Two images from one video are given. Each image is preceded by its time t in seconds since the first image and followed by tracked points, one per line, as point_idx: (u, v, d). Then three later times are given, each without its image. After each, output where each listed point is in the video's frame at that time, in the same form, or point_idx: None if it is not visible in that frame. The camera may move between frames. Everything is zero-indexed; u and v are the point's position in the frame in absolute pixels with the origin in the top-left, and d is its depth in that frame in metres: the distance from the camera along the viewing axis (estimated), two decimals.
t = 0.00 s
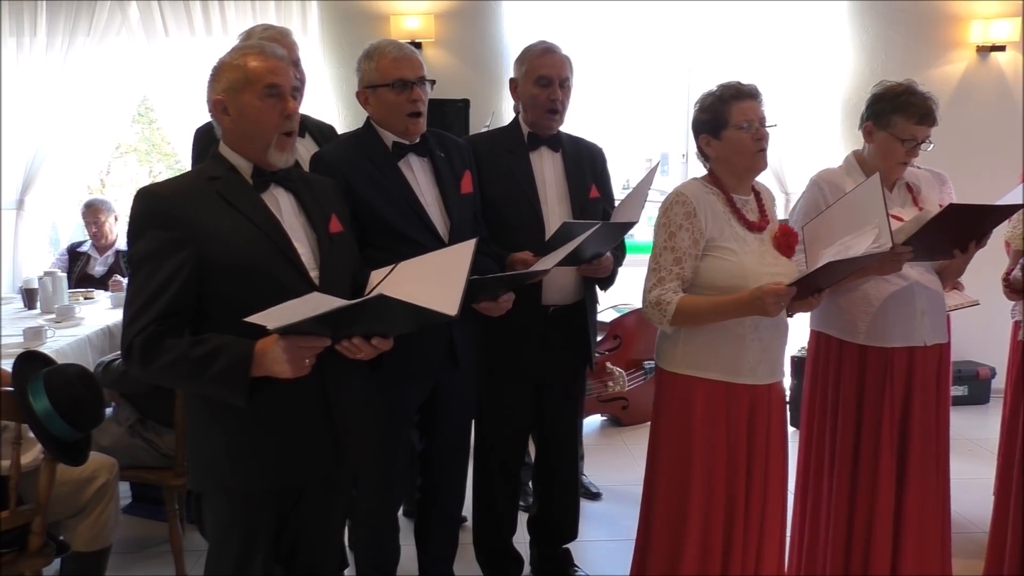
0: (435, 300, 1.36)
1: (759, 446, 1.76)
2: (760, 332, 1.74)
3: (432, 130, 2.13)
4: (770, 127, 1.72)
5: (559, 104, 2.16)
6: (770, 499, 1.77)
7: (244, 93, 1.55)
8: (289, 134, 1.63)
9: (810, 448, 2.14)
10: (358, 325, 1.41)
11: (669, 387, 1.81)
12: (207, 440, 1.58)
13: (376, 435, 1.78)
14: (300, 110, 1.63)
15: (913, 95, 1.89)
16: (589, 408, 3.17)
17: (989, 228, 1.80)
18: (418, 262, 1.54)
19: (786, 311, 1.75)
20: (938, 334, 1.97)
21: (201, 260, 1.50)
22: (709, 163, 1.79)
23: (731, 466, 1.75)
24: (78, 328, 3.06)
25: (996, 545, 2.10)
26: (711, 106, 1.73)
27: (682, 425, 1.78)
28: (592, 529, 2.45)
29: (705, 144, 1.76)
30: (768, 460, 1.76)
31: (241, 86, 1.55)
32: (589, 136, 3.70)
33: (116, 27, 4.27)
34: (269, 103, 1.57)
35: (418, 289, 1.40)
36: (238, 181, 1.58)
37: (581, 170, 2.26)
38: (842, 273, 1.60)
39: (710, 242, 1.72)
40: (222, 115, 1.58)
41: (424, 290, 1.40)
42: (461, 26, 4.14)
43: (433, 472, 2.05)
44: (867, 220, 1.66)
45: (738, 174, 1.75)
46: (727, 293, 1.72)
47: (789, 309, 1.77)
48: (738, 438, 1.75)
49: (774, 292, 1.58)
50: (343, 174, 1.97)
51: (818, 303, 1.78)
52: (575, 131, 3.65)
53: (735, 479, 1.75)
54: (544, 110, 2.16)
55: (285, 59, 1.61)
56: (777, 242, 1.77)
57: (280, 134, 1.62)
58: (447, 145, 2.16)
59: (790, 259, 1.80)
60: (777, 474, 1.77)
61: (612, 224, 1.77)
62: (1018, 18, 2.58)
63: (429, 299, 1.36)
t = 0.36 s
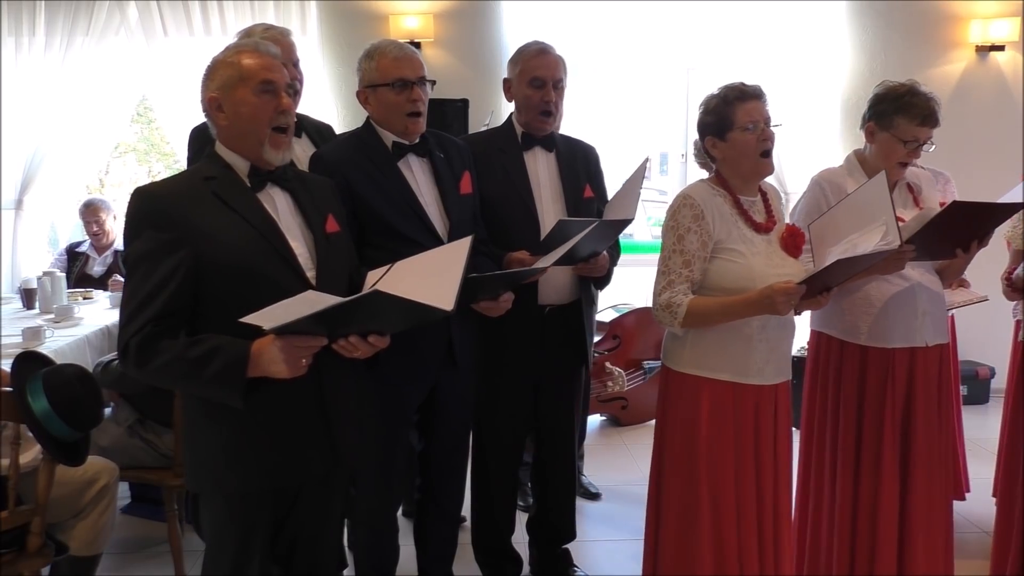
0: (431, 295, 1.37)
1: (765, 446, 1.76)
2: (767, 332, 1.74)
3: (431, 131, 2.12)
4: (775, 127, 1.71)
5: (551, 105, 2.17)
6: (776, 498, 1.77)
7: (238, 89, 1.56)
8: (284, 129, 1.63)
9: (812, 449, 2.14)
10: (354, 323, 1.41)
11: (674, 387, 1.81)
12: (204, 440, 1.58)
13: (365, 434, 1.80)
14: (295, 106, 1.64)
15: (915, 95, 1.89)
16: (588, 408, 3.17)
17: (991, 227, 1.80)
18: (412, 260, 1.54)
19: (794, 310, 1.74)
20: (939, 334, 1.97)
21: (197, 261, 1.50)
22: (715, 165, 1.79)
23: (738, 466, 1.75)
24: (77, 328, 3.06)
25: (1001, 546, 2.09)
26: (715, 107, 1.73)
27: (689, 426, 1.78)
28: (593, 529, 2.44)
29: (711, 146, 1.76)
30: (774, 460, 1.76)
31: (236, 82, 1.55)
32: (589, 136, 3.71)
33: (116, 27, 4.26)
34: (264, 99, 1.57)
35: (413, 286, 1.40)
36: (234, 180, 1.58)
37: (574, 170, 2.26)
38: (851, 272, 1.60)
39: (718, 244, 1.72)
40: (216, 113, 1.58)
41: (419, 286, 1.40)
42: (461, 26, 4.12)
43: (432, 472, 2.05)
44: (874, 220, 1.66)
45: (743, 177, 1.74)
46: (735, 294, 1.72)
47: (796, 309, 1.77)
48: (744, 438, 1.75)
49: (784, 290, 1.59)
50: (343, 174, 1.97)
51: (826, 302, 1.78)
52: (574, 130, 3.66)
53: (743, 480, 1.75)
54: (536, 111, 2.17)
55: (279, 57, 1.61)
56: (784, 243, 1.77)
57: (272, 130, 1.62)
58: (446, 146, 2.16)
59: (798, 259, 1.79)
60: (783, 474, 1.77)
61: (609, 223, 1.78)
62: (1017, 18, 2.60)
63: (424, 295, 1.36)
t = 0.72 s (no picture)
0: (431, 296, 1.37)
1: (769, 447, 1.76)
2: (772, 334, 1.74)
3: (431, 131, 2.12)
4: (781, 127, 1.71)
5: (546, 105, 2.16)
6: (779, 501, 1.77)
7: (235, 90, 1.56)
8: (281, 130, 1.63)
9: (813, 450, 2.14)
10: (355, 323, 1.41)
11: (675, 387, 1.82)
12: (205, 440, 1.58)
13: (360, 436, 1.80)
14: (292, 108, 1.64)
15: (916, 93, 1.88)
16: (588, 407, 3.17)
17: (992, 228, 1.81)
18: (411, 261, 1.55)
19: (799, 312, 1.74)
20: (941, 335, 1.97)
21: (196, 261, 1.50)
22: (720, 166, 1.79)
23: (742, 468, 1.75)
24: (78, 328, 3.06)
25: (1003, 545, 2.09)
26: (721, 107, 1.72)
27: (693, 427, 1.78)
28: (594, 528, 2.45)
29: (716, 147, 1.75)
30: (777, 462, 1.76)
31: (233, 83, 1.55)
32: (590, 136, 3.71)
33: (115, 26, 4.15)
34: (260, 100, 1.57)
35: (412, 286, 1.41)
36: (234, 180, 1.58)
37: (571, 170, 2.27)
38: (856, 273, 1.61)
39: (722, 244, 1.72)
40: (214, 114, 1.58)
41: (418, 286, 1.41)
42: (460, 26, 4.15)
43: (433, 472, 2.04)
44: (878, 218, 1.66)
45: (749, 177, 1.75)
46: (739, 294, 1.72)
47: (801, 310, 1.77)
48: (747, 439, 1.75)
49: (788, 291, 1.59)
50: (342, 174, 1.96)
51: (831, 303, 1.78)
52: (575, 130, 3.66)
53: (747, 481, 1.75)
54: (532, 110, 2.17)
55: (276, 57, 1.61)
56: (789, 243, 1.77)
57: (269, 131, 1.62)
58: (446, 146, 2.16)
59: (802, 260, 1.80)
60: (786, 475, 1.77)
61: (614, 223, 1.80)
62: (1017, 18, 2.61)
63: (421, 295, 1.36)
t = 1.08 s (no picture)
0: (432, 297, 1.38)
1: (771, 449, 1.76)
2: (773, 338, 1.74)
3: (431, 132, 2.13)
4: (779, 129, 1.70)
5: (551, 103, 2.17)
6: (779, 504, 1.76)
7: (235, 90, 1.56)
8: (282, 128, 1.62)
9: (812, 450, 2.14)
10: (356, 324, 1.42)
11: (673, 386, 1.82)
12: (204, 439, 1.58)
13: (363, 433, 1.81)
14: (292, 105, 1.63)
15: (916, 96, 1.88)
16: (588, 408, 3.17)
17: (988, 232, 1.80)
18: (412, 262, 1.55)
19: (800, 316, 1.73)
20: (939, 336, 1.97)
21: (198, 261, 1.50)
22: (720, 167, 1.79)
23: (743, 470, 1.75)
24: (78, 328, 3.06)
25: (999, 547, 2.08)
26: (719, 110, 1.73)
27: (694, 428, 1.78)
28: (594, 528, 2.44)
29: (715, 148, 1.76)
30: (778, 463, 1.76)
31: (233, 83, 1.56)
32: (590, 136, 3.71)
33: (116, 26, 4.31)
34: (261, 99, 1.57)
35: (412, 286, 1.42)
36: (236, 179, 1.58)
37: (572, 170, 2.26)
38: (854, 282, 1.61)
39: (721, 248, 1.72)
40: (215, 115, 1.58)
41: (417, 286, 1.42)
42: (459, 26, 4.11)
43: (432, 473, 2.04)
44: (878, 224, 1.66)
45: (747, 180, 1.74)
46: (739, 299, 1.71)
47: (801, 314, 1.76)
48: (749, 441, 1.75)
49: (786, 302, 1.59)
50: (342, 176, 1.96)
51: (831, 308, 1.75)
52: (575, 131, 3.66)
53: (750, 482, 1.75)
54: (535, 108, 2.16)
55: (276, 58, 1.61)
56: (789, 246, 1.77)
57: (269, 129, 1.61)
58: (446, 147, 2.15)
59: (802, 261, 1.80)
60: (785, 478, 1.77)
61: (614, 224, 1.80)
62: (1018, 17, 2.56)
63: (421, 294, 1.37)
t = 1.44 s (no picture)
0: (433, 297, 1.38)
1: (761, 449, 1.76)
2: (765, 337, 1.74)
3: (429, 131, 2.14)
4: (778, 127, 1.70)
5: (552, 101, 2.17)
6: (771, 505, 1.76)
7: (235, 91, 1.56)
8: (281, 129, 1.62)
9: (810, 450, 2.14)
10: (356, 322, 1.42)
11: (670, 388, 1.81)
12: (205, 437, 1.59)
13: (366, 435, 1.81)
14: (293, 107, 1.63)
15: (915, 98, 1.88)
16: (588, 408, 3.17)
17: (986, 230, 1.81)
18: (411, 262, 1.55)
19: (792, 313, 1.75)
20: (937, 335, 1.97)
21: (199, 261, 1.50)
22: (719, 165, 1.79)
23: (742, 471, 1.75)
24: (78, 328, 3.06)
25: (990, 548, 2.09)
26: (718, 107, 1.73)
27: (685, 428, 1.78)
28: (592, 529, 2.44)
29: (713, 146, 1.76)
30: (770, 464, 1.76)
31: (233, 84, 1.56)
32: (589, 136, 3.72)
33: (115, 27, 4.27)
34: (260, 101, 1.57)
35: (411, 286, 1.42)
36: (238, 179, 1.59)
37: (573, 170, 2.26)
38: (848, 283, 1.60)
39: (715, 246, 1.72)
40: (216, 116, 1.59)
41: (416, 286, 1.42)
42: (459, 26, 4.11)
43: (431, 473, 2.04)
44: (871, 224, 1.65)
45: (745, 178, 1.75)
46: (731, 297, 1.72)
47: (795, 312, 1.76)
48: (738, 440, 1.75)
49: (772, 302, 1.59)
50: (339, 175, 1.96)
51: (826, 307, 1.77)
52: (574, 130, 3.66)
53: (738, 481, 1.75)
54: (538, 106, 2.16)
55: (276, 57, 1.61)
56: (785, 246, 1.76)
57: (269, 130, 1.61)
58: (444, 146, 2.16)
59: (800, 263, 1.78)
60: (779, 479, 1.77)
61: (611, 224, 1.80)
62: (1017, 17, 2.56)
63: (421, 295, 1.38)
